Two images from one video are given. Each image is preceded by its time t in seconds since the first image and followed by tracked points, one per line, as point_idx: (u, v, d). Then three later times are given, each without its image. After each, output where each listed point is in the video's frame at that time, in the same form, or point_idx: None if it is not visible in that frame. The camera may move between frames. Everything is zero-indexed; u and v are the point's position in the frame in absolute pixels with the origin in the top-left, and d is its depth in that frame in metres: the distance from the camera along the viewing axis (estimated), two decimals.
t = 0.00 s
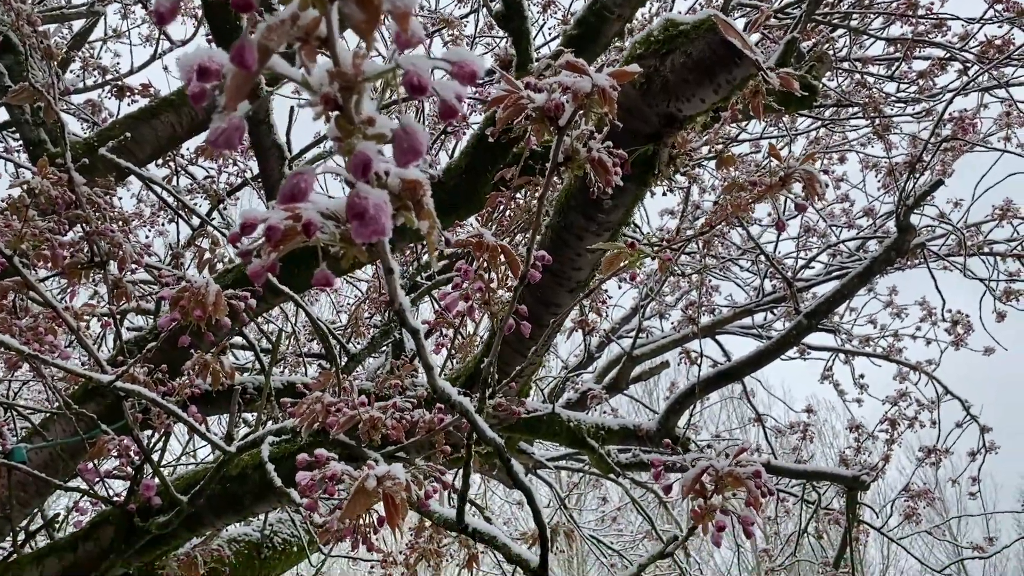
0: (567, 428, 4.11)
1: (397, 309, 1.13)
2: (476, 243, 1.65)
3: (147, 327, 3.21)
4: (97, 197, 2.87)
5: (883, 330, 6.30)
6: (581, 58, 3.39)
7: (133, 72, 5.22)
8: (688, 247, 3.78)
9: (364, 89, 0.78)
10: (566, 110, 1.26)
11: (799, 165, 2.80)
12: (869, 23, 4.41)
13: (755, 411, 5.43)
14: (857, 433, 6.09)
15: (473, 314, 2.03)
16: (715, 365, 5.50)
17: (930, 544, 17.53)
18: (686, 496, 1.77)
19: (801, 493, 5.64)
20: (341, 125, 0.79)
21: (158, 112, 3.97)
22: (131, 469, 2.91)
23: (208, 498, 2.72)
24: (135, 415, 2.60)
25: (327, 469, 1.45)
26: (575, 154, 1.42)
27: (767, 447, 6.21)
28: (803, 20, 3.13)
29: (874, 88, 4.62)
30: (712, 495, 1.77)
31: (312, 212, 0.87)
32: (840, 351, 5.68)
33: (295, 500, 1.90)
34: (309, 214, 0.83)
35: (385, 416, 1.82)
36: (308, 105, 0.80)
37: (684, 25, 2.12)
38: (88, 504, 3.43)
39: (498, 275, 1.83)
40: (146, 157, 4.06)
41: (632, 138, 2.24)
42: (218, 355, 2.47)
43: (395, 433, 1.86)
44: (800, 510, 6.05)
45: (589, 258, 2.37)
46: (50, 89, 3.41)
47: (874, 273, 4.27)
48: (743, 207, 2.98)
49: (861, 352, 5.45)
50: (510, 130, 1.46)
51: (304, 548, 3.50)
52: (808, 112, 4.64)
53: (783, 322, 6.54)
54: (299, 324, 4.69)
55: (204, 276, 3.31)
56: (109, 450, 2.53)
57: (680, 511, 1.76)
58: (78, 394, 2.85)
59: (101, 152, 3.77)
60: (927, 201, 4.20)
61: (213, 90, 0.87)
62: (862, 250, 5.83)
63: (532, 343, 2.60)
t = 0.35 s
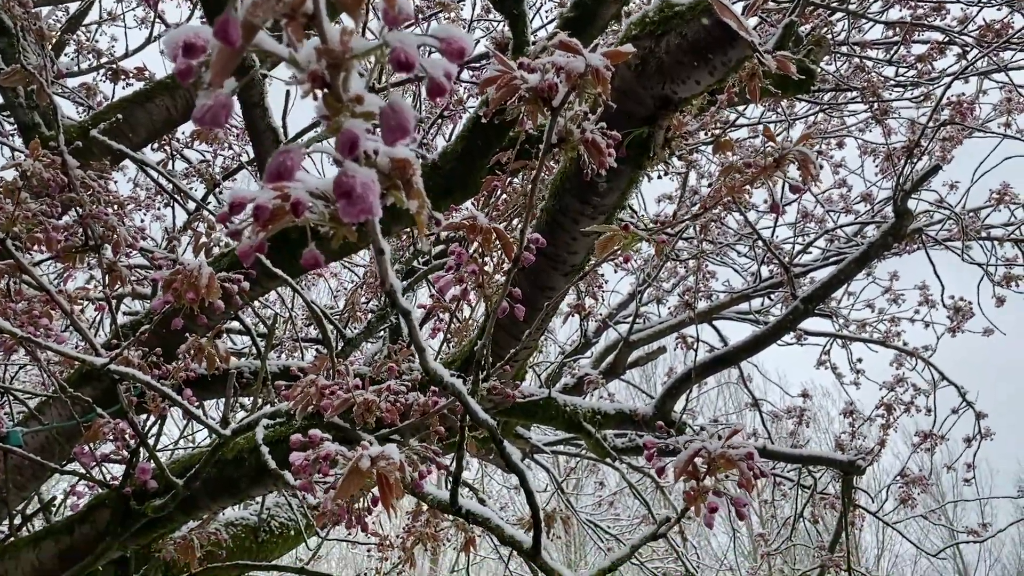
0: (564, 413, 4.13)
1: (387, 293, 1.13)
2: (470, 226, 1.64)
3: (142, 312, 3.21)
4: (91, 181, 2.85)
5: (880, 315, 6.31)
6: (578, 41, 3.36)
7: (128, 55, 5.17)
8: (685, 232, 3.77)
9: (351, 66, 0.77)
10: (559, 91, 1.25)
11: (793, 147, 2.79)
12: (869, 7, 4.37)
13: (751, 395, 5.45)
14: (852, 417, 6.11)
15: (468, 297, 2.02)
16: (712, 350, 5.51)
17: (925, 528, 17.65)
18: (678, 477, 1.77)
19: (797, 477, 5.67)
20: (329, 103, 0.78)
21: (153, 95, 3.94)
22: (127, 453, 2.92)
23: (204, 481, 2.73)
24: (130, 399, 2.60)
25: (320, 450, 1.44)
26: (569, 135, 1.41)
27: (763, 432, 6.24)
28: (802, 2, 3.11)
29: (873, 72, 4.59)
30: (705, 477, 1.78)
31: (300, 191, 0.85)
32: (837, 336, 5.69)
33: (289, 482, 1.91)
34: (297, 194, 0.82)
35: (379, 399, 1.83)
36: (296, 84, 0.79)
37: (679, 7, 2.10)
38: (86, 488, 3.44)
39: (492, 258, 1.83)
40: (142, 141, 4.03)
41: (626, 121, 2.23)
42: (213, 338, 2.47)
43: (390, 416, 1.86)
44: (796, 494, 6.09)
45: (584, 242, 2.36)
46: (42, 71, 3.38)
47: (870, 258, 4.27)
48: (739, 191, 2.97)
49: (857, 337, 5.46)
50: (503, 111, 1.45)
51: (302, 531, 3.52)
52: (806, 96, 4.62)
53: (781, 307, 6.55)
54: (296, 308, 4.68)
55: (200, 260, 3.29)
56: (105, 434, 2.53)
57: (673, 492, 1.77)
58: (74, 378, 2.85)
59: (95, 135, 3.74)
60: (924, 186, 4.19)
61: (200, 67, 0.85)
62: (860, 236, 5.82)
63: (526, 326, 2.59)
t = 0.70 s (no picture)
0: (560, 397, 4.14)
1: (378, 277, 1.09)
2: (463, 210, 1.64)
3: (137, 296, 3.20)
4: (84, 164, 2.84)
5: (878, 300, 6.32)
6: (575, 23, 3.34)
7: (123, 38, 5.13)
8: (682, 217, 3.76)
9: (338, 41, 0.76)
10: (551, 74, 1.24)
11: (787, 131, 2.76)
12: None
13: (747, 380, 5.46)
14: (848, 402, 6.14)
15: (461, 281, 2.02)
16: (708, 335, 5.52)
17: (921, 512, 17.78)
18: (668, 461, 1.78)
19: (792, 462, 5.70)
20: (316, 79, 0.77)
21: (149, 78, 3.91)
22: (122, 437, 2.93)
23: (199, 465, 2.74)
24: (126, 383, 2.61)
25: (310, 433, 1.45)
26: (561, 118, 1.41)
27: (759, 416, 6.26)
28: None
29: (871, 56, 4.56)
30: (695, 461, 1.79)
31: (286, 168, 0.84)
32: (834, 321, 5.70)
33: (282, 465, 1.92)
34: (284, 171, 0.81)
35: (372, 383, 1.83)
36: (282, 60, 0.78)
37: None
38: (83, 472, 3.45)
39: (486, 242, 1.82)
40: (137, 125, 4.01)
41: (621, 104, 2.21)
42: (208, 323, 2.46)
43: (383, 400, 1.87)
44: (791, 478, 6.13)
45: (578, 226, 2.35)
46: (34, 54, 3.35)
47: (867, 243, 4.26)
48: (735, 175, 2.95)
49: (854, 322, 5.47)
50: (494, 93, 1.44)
51: (298, 514, 3.54)
52: (803, 80, 4.59)
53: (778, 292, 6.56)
54: (292, 294, 4.68)
55: (195, 244, 3.29)
56: (100, 418, 2.54)
57: (663, 475, 1.78)
58: (69, 362, 2.85)
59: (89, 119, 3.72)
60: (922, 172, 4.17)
61: (186, 42, 0.84)
62: (857, 221, 5.81)
63: (520, 311, 2.59)
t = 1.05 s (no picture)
0: (556, 381, 4.15)
1: (362, 253, 1.07)
2: (453, 189, 1.64)
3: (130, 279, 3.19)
4: (76, 146, 2.81)
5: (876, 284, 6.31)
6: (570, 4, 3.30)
7: (116, 21, 5.08)
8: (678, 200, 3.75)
9: (316, 7, 0.74)
10: (539, 49, 1.23)
11: (782, 111, 2.73)
12: None
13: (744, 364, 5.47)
14: (845, 386, 6.15)
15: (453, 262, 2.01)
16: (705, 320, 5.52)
17: (917, 496, 17.89)
18: (658, 440, 1.79)
19: (788, 445, 5.73)
20: (294, 47, 0.75)
21: (142, 60, 3.88)
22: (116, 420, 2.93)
23: (193, 448, 2.75)
24: (119, 366, 2.60)
25: (300, 412, 1.45)
26: (550, 95, 1.41)
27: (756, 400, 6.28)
28: None
29: (869, 38, 4.53)
30: (685, 440, 1.79)
31: (266, 140, 0.82)
32: (831, 306, 5.69)
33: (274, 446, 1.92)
34: (262, 143, 0.79)
35: (363, 364, 1.83)
36: (261, 29, 0.76)
37: None
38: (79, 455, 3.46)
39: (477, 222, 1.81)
40: (131, 108, 3.98)
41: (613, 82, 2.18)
42: (201, 305, 2.46)
43: (375, 381, 1.87)
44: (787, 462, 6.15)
45: (572, 208, 2.34)
46: (24, 34, 3.32)
47: (864, 226, 4.25)
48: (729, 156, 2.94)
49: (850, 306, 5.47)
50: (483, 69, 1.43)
51: (294, 497, 3.55)
52: (802, 62, 4.56)
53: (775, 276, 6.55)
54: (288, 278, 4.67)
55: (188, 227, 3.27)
56: (93, 400, 2.54)
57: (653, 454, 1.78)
58: (63, 345, 2.85)
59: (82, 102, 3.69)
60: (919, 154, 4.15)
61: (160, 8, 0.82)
62: (855, 205, 5.80)
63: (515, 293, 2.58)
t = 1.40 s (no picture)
0: (552, 365, 4.15)
1: (347, 231, 1.06)
2: (443, 168, 1.63)
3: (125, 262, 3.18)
4: (68, 129, 2.79)
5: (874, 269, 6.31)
6: None
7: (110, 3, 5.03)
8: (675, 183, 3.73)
9: None
10: (527, 23, 1.22)
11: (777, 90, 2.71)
12: None
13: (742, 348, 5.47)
14: (842, 370, 6.16)
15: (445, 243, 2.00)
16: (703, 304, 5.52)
17: (914, 480, 17.99)
18: (649, 418, 1.79)
19: (784, 429, 5.76)
20: (266, 17, 0.75)
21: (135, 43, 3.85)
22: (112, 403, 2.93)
23: (189, 430, 2.76)
24: (113, 349, 2.60)
25: (289, 391, 1.46)
26: (538, 71, 1.41)
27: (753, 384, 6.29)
28: None
29: (869, 20, 4.49)
30: (676, 418, 1.80)
31: (242, 114, 0.81)
32: (829, 290, 5.69)
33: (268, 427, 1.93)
34: (238, 116, 0.79)
35: (355, 345, 1.84)
36: None
37: None
38: (76, 439, 3.47)
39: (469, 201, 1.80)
40: (125, 91, 3.96)
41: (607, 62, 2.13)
42: (194, 287, 2.45)
43: (367, 361, 1.87)
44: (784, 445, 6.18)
45: (567, 189, 2.34)
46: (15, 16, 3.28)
47: (862, 209, 4.23)
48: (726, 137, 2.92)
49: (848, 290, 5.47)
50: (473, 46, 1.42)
51: (291, 480, 3.57)
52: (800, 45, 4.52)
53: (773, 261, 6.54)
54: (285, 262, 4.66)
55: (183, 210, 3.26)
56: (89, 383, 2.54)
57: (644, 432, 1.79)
58: (58, 328, 2.85)
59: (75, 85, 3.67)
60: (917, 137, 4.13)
61: None
62: (853, 188, 5.78)
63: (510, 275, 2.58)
